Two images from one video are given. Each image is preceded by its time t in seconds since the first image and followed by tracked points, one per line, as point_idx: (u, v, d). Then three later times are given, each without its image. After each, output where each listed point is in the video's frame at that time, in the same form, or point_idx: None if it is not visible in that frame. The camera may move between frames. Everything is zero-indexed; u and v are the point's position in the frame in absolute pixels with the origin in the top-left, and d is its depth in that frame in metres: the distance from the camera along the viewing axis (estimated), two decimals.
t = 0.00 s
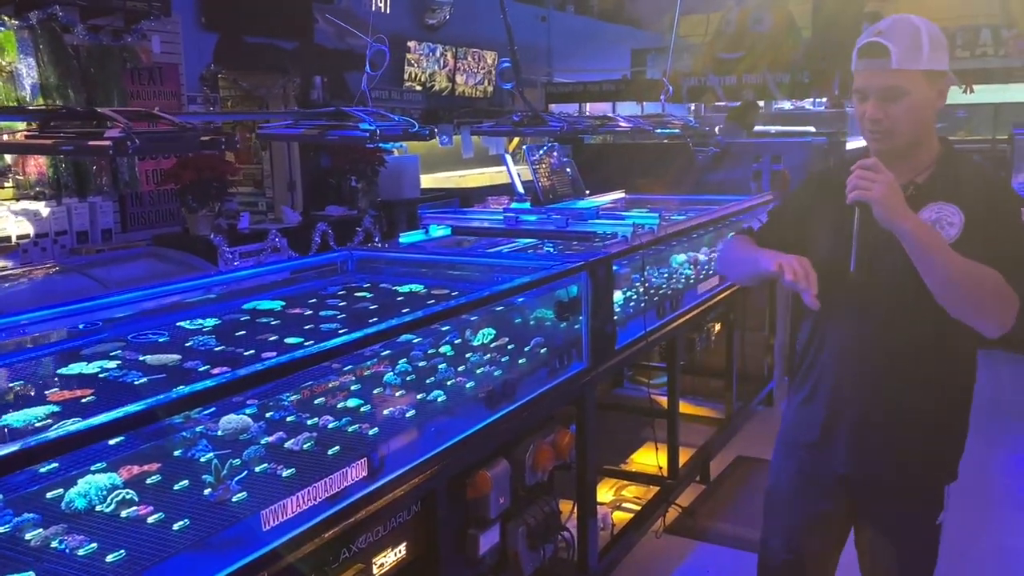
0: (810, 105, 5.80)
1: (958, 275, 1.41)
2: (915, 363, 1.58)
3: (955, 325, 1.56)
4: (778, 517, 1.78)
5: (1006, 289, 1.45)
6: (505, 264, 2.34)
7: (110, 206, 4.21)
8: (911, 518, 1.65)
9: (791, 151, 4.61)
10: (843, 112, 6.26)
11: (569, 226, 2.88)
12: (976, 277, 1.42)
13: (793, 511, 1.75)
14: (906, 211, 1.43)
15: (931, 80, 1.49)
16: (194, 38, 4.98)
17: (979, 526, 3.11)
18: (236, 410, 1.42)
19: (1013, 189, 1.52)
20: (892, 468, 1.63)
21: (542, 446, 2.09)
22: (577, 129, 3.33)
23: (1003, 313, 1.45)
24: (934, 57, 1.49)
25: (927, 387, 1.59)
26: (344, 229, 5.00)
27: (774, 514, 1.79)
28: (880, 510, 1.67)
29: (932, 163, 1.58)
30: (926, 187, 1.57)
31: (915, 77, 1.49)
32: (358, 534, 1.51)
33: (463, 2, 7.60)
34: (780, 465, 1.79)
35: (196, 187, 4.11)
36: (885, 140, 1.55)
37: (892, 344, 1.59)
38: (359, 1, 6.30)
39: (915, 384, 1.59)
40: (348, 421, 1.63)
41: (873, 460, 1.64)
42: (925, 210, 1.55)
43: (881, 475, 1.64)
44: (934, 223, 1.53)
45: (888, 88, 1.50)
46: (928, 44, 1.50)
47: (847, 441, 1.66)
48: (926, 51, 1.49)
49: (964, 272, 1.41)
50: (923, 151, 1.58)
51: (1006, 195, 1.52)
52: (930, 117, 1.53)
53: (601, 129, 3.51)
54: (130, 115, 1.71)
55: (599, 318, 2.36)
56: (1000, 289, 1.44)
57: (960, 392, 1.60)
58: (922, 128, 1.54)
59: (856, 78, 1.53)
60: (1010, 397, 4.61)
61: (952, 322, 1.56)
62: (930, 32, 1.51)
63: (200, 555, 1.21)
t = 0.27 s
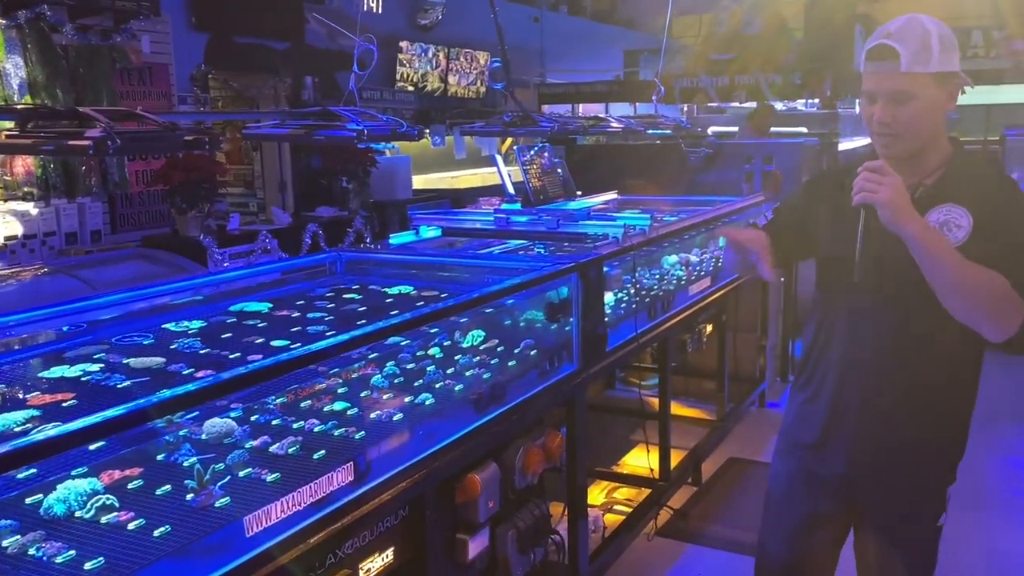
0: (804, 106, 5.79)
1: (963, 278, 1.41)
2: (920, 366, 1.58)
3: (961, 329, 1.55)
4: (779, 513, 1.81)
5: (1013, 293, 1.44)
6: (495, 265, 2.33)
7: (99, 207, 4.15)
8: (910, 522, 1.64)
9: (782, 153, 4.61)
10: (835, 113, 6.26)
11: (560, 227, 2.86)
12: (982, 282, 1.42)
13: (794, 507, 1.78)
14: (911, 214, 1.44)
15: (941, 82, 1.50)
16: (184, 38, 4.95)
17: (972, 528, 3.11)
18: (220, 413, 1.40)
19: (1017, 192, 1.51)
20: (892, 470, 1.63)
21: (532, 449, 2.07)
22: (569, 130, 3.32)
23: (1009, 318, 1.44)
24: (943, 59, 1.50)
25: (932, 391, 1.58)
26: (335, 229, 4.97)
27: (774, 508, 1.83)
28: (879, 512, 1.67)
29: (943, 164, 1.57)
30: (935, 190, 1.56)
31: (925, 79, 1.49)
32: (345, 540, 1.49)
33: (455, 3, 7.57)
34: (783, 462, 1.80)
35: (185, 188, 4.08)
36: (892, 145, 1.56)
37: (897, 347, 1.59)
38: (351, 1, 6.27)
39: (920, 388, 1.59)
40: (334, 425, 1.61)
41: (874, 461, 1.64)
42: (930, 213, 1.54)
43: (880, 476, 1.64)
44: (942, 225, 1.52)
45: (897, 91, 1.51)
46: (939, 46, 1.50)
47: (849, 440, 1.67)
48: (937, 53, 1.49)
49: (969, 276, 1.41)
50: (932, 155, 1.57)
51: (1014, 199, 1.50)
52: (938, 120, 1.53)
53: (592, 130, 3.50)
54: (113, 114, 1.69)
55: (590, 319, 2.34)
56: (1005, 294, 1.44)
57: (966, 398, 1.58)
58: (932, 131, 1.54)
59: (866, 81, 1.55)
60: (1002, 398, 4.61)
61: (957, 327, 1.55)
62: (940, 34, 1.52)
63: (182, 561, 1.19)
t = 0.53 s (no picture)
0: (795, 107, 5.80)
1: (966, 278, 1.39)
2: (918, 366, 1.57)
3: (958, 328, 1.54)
4: (776, 516, 1.81)
5: (1012, 293, 1.44)
6: (485, 267, 2.31)
7: (89, 208, 4.13)
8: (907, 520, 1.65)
9: (773, 155, 4.60)
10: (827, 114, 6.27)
11: (551, 228, 2.85)
12: (983, 282, 1.40)
13: (792, 510, 1.77)
14: (912, 214, 1.41)
15: (950, 81, 1.50)
16: (174, 38, 4.92)
17: (964, 527, 3.13)
18: (207, 416, 1.38)
19: (1013, 192, 1.50)
20: (890, 471, 1.63)
21: (523, 451, 2.06)
22: (560, 130, 3.30)
23: (1008, 318, 1.44)
24: (956, 58, 1.49)
25: (930, 391, 1.57)
26: (326, 230, 4.96)
27: (771, 512, 1.82)
28: (875, 511, 1.67)
29: (941, 164, 1.56)
30: (934, 189, 1.55)
31: (936, 76, 1.48)
32: (333, 544, 1.48)
33: (447, 3, 7.56)
34: (779, 464, 1.79)
35: (176, 188, 4.07)
36: (905, 138, 1.52)
37: (896, 347, 1.58)
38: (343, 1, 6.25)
39: (919, 388, 1.58)
40: (323, 428, 1.59)
41: (871, 463, 1.64)
42: (929, 212, 1.53)
43: (879, 477, 1.64)
44: (940, 224, 1.51)
45: (910, 84, 1.49)
46: (952, 45, 1.49)
47: (846, 441, 1.66)
48: (950, 52, 1.48)
49: (971, 277, 1.39)
50: (931, 155, 1.56)
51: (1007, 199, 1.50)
52: (943, 118, 1.52)
53: (584, 130, 3.49)
54: (99, 113, 1.67)
55: (582, 320, 2.34)
56: (1006, 294, 1.43)
57: (963, 396, 1.58)
58: (934, 131, 1.52)
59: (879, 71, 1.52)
60: (993, 398, 4.63)
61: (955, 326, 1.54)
62: (954, 33, 1.51)
63: (166, 566, 1.18)
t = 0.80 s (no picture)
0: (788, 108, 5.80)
1: (955, 278, 1.39)
2: (909, 366, 1.57)
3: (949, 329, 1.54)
4: (767, 520, 1.80)
5: (1002, 295, 1.43)
6: (478, 268, 2.30)
7: (79, 208, 4.10)
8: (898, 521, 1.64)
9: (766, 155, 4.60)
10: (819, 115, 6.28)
11: (544, 230, 2.84)
12: (973, 282, 1.40)
13: (783, 512, 1.76)
14: (903, 212, 1.41)
15: (960, 87, 1.50)
16: (165, 38, 4.90)
17: (958, 528, 3.13)
18: (195, 420, 1.36)
19: (1004, 193, 1.50)
20: (881, 472, 1.63)
21: (515, 453, 2.05)
22: (552, 131, 3.29)
23: (999, 319, 1.43)
24: (968, 66, 1.49)
25: (920, 391, 1.57)
26: (318, 231, 4.94)
27: (764, 515, 1.81)
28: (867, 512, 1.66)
29: (933, 165, 1.56)
30: (924, 190, 1.54)
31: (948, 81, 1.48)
32: (323, 548, 1.47)
33: (440, 3, 7.55)
34: (770, 466, 1.79)
35: (166, 188, 4.04)
36: (906, 137, 1.51)
37: (886, 347, 1.58)
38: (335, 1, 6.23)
39: (910, 388, 1.57)
40: (313, 431, 1.58)
41: (862, 462, 1.64)
42: (922, 211, 1.52)
43: (870, 477, 1.64)
44: (931, 225, 1.51)
45: (922, 86, 1.48)
46: (966, 51, 1.49)
47: (836, 441, 1.66)
48: (965, 59, 1.48)
49: (961, 277, 1.39)
50: (925, 156, 1.56)
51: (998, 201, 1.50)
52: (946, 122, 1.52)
53: (577, 131, 3.49)
54: (86, 114, 1.65)
55: (574, 323, 2.33)
56: (996, 295, 1.42)
57: (954, 397, 1.58)
58: (932, 133, 1.52)
59: (893, 68, 1.50)
60: (986, 399, 4.65)
61: (946, 327, 1.54)
62: (969, 41, 1.51)
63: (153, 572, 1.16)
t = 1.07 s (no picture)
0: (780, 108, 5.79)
1: (941, 283, 1.38)
2: (900, 369, 1.56)
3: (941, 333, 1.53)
4: (760, 523, 1.79)
5: (992, 300, 1.43)
6: (472, 269, 2.29)
7: (69, 209, 4.10)
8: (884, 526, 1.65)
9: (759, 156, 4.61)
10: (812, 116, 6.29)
11: (537, 231, 2.83)
12: (962, 287, 1.39)
13: (774, 513, 1.76)
14: (893, 215, 1.41)
15: (955, 91, 1.49)
16: (157, 37, 4.88)
17: (955, 527, 3.14)
18: (185, 424, 1.34)
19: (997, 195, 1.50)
20: (871, 474, 1.62)
21: (508, 455, 2.04)
22: (545, 132, 3.28)
23: (988, 325, 1.42)
24: (965, 70, 1.48)
25: (911, 395, 1.57)
26: (311, 231, 4.92)
27: (756, 516, 1.81)
28: (856, 515, 1.67)
29: (926, 168, 1.56)
30: (917, 193, 1.55)
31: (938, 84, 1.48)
32: (314, 552, 1.46)
33: (432, 4, 7.54)
34: (764, 467, 1.79)
35: (157, 189, 4.02)
36: (896, 141, 1.52)
37: (878, 350, 1.57)
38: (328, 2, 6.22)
39: (901, 391, 1.57)
40: (304, 434, 1.57)
41: (851, 465, 1.63)
42: (914, 216, 1.53)
43: (859, 480, 1.63)
44: (923, 229, 1.51)
45: (914, 90, 1.48)
46: (963, 53, 1.49)
47: (826, 442, 1.66)
48: (960, 62, 1.48)
49: (948, 282, 1.38)
50: (923, 158, 1.55)
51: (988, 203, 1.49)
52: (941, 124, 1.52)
53: (570, 133, 3.48)
54: (76, 115, 1.63)
55: (568, 324, 2.32)
56: (985, 300, 1.42)
57: (944, 401, 1.57)
58: (932, 135, 1.51)
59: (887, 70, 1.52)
60: (980, 400, 4.66)
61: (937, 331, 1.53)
62: (967, 45, 1.50)
63: None
